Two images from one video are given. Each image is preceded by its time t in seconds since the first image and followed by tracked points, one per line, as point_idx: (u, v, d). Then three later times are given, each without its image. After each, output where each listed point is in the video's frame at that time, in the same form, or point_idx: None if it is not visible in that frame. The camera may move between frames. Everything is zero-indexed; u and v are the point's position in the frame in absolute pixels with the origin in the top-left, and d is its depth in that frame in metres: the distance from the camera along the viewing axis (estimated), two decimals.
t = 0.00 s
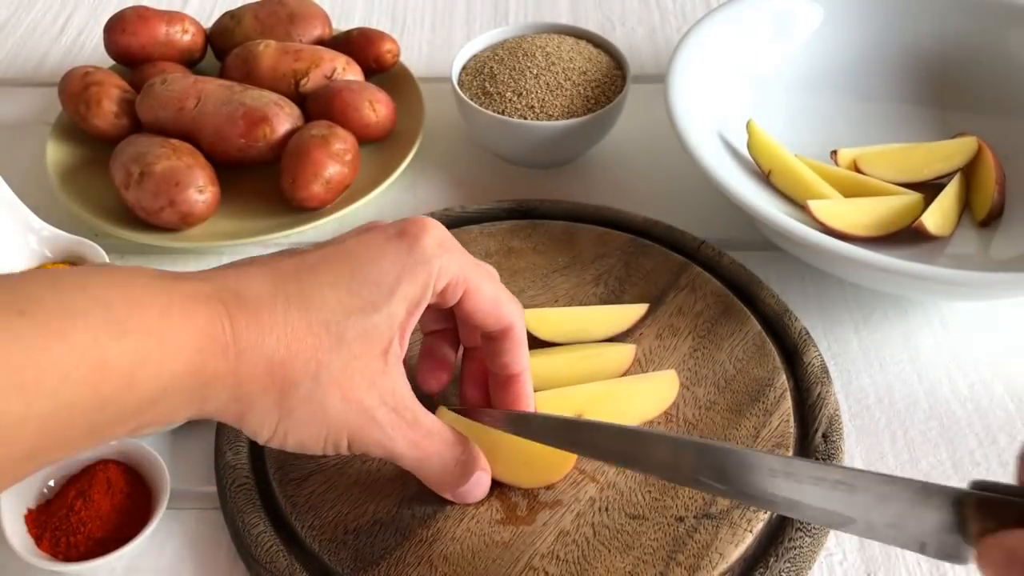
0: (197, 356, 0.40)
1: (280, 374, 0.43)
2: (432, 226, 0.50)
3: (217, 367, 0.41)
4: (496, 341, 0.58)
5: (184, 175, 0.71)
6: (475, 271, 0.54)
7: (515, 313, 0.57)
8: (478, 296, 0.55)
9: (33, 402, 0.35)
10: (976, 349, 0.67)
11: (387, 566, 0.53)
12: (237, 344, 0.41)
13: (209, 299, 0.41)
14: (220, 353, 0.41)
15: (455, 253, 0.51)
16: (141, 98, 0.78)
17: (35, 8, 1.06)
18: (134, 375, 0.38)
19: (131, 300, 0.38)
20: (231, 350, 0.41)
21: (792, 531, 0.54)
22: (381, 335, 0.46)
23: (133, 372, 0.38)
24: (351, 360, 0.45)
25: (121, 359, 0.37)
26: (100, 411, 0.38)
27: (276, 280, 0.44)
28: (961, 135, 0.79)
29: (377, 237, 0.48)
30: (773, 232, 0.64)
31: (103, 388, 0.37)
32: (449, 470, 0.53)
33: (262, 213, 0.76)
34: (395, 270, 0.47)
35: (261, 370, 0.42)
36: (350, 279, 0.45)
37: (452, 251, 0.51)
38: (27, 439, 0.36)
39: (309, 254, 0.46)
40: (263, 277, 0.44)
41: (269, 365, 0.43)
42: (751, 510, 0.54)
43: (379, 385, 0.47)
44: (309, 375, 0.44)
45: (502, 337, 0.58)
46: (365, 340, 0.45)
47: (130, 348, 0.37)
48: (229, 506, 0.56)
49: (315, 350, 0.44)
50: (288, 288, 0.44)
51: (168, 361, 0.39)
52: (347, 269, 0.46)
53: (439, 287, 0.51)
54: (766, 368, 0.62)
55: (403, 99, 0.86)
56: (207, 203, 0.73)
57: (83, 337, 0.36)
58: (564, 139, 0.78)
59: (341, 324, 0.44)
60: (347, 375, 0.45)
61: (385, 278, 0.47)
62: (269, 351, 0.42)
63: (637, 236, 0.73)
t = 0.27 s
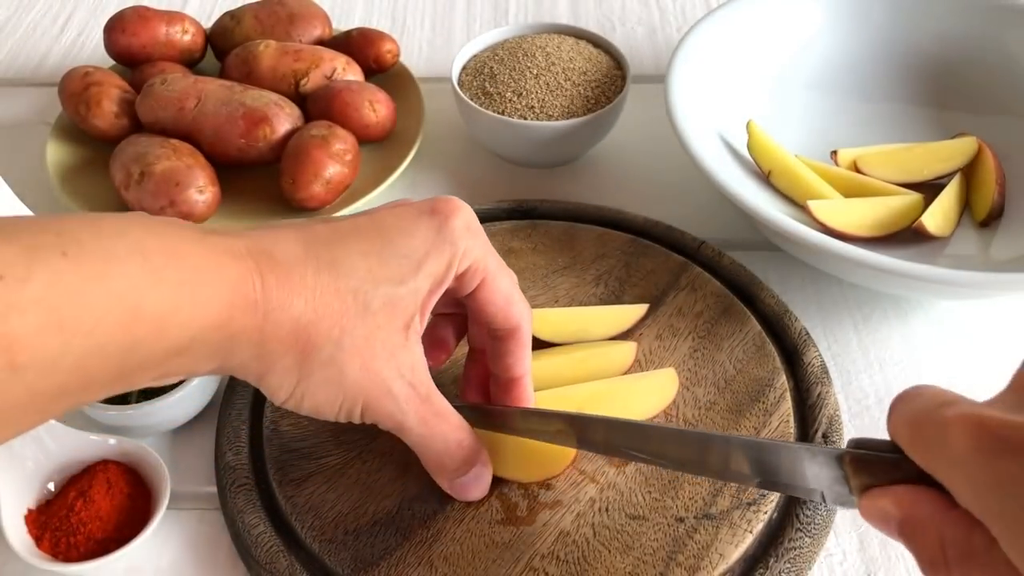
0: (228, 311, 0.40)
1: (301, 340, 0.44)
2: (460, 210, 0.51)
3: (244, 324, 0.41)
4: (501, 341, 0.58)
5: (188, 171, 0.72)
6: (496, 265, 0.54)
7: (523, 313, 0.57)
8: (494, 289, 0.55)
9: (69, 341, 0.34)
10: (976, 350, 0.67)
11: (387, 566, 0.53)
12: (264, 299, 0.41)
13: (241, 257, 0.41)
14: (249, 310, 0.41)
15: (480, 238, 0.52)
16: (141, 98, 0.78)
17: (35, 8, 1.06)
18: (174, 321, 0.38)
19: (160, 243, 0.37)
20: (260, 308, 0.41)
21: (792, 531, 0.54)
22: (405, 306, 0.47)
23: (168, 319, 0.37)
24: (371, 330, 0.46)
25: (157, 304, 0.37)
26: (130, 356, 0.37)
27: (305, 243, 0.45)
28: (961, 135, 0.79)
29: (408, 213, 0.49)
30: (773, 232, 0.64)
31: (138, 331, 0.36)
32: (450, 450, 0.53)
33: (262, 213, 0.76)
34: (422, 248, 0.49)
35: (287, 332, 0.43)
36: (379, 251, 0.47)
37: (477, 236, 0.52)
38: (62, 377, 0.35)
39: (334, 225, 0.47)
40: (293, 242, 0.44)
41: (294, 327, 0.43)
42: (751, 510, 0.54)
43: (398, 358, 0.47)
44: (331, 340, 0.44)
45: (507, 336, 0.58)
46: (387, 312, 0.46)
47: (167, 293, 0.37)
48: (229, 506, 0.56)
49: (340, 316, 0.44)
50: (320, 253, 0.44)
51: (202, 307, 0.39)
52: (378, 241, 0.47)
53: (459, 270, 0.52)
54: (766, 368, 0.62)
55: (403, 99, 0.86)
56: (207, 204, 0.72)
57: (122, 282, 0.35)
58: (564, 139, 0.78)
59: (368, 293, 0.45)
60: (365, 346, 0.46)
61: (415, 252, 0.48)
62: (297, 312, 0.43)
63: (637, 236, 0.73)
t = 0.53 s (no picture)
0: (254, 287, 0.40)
1: (321, 324, 0.44)
2: (485, 205, 0.52)
3: (269, 301, 0.41)
4: (509, 342, 0.58)
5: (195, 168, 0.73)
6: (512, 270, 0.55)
7: (532, 316, 0.58)
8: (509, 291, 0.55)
9: (100, 307, 0.35)
10: (976, 351, 0.67)
11: (387, 568, 0.53)
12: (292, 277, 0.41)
13: (271, 232, 0.41)
14: (274, 289, 0.41)
15: (502, 235, 0.53)
16: (141, 98, 0.78)
17: (35, 8, 1.06)
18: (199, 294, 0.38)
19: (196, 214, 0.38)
20: (285, 287, 0.41)
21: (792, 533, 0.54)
22: (424, 299, 0.47)
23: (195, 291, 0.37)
24: (390, 319, 0.46)
25: (187, 276, 0.37)
26: (159, 325, 0.37)
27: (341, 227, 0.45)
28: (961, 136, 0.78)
29: (436, 205, 0.50)
30: (773, 233, 0.64)
31: (168, 301, 0.37)
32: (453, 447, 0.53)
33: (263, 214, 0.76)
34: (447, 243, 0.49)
35: (310, 313, 0.43)
36: (407, 242, 0.47)
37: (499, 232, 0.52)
38: (95, 339, 0.36)
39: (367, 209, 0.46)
40: (323, 222, 0.44)
41: (317, 309, 0.43)
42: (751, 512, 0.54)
43: (412, 351, 0.48)
44: (351, 325, 0.44)
45: (514, 339, 0.58)
46: (408, 301, 0.46)
47: (195, 266, 0.37)
48: (228, 508, 0.56)
49: (362, 303, 0.44)
50: (349, 239, 0.44)
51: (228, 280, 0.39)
52: (406, 230, 0.47)
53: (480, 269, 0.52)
54: (766, 369, 0.62)
55: (403, 99, 0.86)
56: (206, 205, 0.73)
57: (153, 251, 0.36)
58: (564, 139, 0.78)
59: (390, 283, 0.45)
60: (383, 334, 0.46)
61: (440, 246, 0.48)
62: (321, 295, 0.42)
63: (637, 236, 0.73)
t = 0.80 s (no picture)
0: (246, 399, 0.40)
1: (336, 410, 0.43)
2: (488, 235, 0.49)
3: (270, 404, 0.41)
4: (562, 325, 0.57)
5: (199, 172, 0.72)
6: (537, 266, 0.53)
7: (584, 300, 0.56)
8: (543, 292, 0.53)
9: (81, 427, 0.35)
10: (976, 350, 0.67)
11: (387, 566, 0.53)
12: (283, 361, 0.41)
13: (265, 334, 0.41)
14: (275, 389, 0.41)
15: (515, 260, 0.50)
16: (141, 98, 0.78)
17: (35, 8, 1.06)
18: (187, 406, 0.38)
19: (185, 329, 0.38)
20: (286, 387, 0.41)
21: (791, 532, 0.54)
22: (438, 356, 0.46)
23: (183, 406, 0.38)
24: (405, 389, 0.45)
25: (176, 390, 0.37)
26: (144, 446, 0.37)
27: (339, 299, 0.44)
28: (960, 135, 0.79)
29: (429, 251, 0.47)
30: (773, 233, 0.64)
31: (156, 417, 0.37)
32: (524, 463, 0.51)
33: (263, 213, 0.76)
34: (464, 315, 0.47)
35: (315, 405, 0.43)
36: (407, 299, 0.45)
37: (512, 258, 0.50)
38: (75, 459, 0.36)
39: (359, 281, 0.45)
40: (318, 311, 0.44)
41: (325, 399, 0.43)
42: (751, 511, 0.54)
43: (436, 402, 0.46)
44: (367, 406, 0.44)
45: (568, 320, 0.57)
46: (422, 363, 0.45)
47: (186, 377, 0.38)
48: (228, 506, 0.56)
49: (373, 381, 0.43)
50: (346, 323, 0.43)
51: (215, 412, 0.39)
52: (405, 289, 0.45)
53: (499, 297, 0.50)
54: (766, 368, 0.62)
55: (403, 99, 0.86)
56: (206, 204, 0.73)
57: (141, 364, 0.36)
58: (564, 139, 0.78)
59: (398, 352, 0.44)
60: (411, 407, 0.45)
61: (441, 297, 0.46)
62: (324, 386, 0.42)
63: (637, 236, 0.73)
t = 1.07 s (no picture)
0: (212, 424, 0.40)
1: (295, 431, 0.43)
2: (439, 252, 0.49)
3: (231, 428, 0.41)
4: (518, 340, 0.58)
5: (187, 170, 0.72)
6: (488, 280, 0.53)
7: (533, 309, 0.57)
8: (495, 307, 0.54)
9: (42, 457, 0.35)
10: (976, 350, 0.67)
11: (387, 566, 0.53)
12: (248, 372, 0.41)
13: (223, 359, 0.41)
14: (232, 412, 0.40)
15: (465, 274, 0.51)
16: (141, 98, 0.78)
17: (35, 8, 1.06)
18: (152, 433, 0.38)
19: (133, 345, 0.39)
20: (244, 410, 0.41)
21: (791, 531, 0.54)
22: (394, 375, 0.45)
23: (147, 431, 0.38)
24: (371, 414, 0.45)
25: (140, 417, 0.37)
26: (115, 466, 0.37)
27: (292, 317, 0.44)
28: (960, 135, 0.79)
29: (383, 271, 0.47)
30: (773, 233, 0.64)
31: (122, 447, 0.37)
32: (485, 489, 0.51)
33: (263, 213, 0.76)
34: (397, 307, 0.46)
35: (276, 428, 0.42)
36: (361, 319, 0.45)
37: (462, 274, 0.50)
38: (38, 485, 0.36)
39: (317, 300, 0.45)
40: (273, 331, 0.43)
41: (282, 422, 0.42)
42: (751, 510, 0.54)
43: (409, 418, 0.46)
44: (326, 428, 0.43)
45: (523, 333, 0.57)
46: (377, 382, 0.44)
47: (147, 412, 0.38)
48: (228, 506, 0.56)
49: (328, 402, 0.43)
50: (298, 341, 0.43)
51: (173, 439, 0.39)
52: (356, 311, 0.45)
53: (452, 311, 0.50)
54: (766, 368, 0.62)
55: (404, 99, 0.86)
56: (207, 204, 0.73)
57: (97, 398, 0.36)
58: (564, 140, 0.78)
59: (353, 370, 0.43)
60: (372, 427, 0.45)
61: (394, 314, 0.46)
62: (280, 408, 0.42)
63: (637, 236, 0.73)
